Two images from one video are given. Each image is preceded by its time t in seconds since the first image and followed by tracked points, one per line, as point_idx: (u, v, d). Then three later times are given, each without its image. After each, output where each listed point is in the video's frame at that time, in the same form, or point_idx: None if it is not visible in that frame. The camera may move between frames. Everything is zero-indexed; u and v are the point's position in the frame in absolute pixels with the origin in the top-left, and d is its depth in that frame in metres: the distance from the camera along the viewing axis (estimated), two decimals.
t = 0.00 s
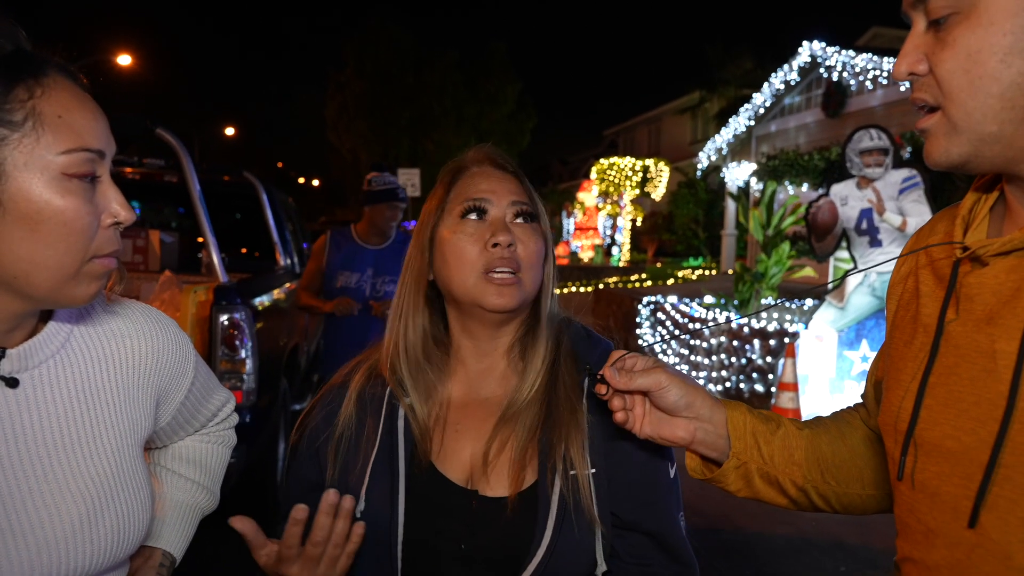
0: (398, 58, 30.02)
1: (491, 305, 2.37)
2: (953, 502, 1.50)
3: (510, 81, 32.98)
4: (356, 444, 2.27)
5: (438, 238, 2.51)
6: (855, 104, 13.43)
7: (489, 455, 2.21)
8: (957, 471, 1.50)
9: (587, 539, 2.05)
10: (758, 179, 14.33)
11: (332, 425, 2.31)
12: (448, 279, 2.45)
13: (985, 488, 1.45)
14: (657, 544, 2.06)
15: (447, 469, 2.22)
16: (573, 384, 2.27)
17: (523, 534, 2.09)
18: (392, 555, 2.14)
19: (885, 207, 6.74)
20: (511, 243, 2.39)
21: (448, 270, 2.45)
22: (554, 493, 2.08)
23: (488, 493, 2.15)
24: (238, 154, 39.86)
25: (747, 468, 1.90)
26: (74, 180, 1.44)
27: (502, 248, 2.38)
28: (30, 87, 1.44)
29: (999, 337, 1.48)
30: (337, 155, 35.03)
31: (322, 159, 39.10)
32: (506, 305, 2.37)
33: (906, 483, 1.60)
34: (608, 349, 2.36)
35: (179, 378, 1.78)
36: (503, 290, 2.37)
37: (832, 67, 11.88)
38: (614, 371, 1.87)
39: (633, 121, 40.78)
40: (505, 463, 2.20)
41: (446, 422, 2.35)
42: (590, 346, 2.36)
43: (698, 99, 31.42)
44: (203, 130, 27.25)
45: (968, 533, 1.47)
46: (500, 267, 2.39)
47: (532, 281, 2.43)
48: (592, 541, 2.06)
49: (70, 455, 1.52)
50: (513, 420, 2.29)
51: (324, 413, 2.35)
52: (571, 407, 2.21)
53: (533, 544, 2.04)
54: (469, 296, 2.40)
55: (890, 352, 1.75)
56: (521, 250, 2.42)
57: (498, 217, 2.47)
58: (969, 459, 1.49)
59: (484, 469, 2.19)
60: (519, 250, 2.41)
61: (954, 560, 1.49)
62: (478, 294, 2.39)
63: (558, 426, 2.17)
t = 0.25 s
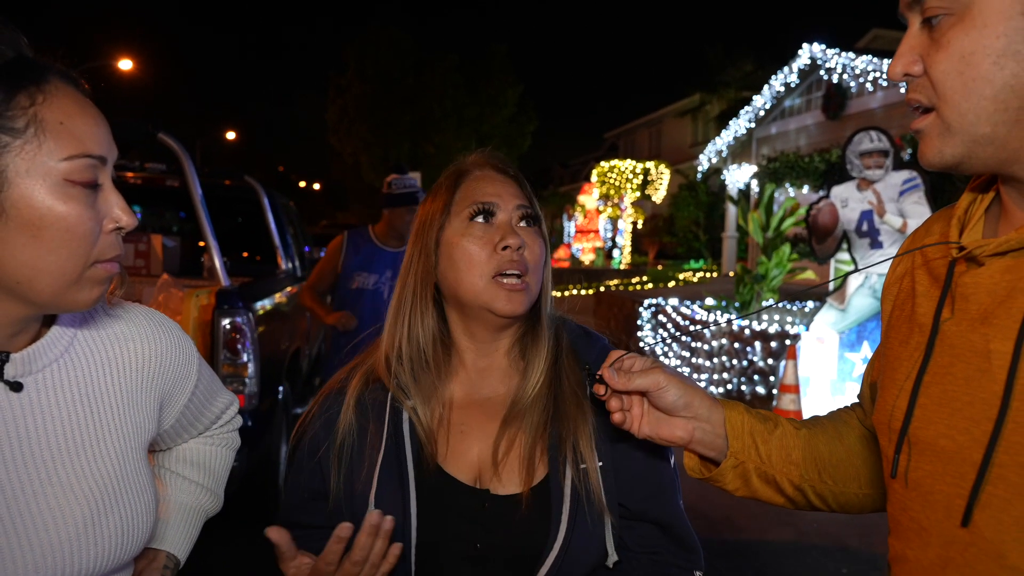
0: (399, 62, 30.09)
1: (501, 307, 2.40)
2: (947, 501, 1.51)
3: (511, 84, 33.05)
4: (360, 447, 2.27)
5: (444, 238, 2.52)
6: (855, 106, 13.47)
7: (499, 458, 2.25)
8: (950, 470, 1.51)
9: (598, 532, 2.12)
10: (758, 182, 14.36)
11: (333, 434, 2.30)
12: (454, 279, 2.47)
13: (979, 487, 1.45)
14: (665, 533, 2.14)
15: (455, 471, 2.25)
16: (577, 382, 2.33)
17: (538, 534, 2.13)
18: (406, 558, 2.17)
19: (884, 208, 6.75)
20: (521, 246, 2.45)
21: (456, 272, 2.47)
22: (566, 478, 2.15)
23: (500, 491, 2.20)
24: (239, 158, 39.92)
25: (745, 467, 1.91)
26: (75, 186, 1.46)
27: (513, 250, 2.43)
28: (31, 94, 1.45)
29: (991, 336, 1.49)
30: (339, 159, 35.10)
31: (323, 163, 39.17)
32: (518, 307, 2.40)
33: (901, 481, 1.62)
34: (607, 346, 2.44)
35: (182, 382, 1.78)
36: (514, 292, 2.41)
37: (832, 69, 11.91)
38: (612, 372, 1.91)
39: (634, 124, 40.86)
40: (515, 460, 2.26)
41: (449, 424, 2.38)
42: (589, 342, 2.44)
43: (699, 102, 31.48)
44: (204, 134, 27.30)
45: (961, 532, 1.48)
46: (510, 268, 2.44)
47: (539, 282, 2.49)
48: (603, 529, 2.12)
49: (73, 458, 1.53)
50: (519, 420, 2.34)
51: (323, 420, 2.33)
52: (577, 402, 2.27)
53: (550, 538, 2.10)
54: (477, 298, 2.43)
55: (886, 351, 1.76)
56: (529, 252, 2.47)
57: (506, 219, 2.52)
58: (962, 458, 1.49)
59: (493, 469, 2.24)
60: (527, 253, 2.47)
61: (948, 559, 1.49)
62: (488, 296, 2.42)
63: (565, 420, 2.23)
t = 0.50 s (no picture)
0: (400, 65, 30.12)
1: (504, 308, 2.42)
2: (946, 499, 1.51)
3: (512, 86, 33.07)
4: (363, 451, 2.28)
5: (444, 240, 2.53)
6: (856, 106, 13.48)
7: (505, 458, 2.28)
8: (949, 467, 1.52)
9: (606, 525, 2.17)
10: (759, 182, 14.37)
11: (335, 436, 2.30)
12: (456, 282, 2.48)
13: (978, 484, 1.46)
14: (668, 526, 2.20)
15: (461, 472, 2.27)
16: (577, 376, 2.45)
17: (550, 533, 2.17)
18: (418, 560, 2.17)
19: (885, 208, 6.77)
20: (521, 249, 2.47)
21: (458, 274, 2.47)
22: (575, 476, 2.20)
23: (510, 491, 2.22)
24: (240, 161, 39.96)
25: (742, 464, 1.92)
26: (82, 191, 1.47)
27: (514, 252, 2.46)
28: (39, 99, 1.46)
29: (989, 332, 1.50)
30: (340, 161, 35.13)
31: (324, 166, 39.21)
32: (520, 307, 2.43)
33: (900, 478, 1.63)
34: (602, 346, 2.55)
35: (187, 385, 1.80)
36: (517, 292, 2.43)
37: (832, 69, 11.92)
38: (609, 370, 1.90)
39: (634, 125, 40.88)
40: (521, 459, 2.30)
41: (452, 426, 2.39)
42: (585, 342, 2.55)
43: (700, 103, 31.48)
44: (206, 137, 27.34)
45: (959, 528, 1.49)
46: (514, 270, 2.46)
47: (537, 283, 2.54)
48: (609, 524, 2.18)
49: (79, 461, 1.54)
50: (522, 419, 2.38)
51: (324, 421, 2.34)
52: (580, 404, 2.35)
53: (562, 537, 2.13)
54: (480, 300, 2.44)
55: (884, 349, 1.77)
56: (529, 254, 2.51)
57: (506, 222, 2.55)
58: (961, 455, 1.50)
59: (500, 469, 2.27)
60: (528, 255, 2.50)
61: (946, 557, 1.50)
62: (491, 296, 2.43)
63: (569, 418, 2.30)
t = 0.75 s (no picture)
0: (398, 67, 30.14)
1: (507, 306, 2.43)
2: (940, 494, 1.52)
3: (509, 87, 33.09)
4: (370, 451, 2.30)
5: (443, 244, 2.53)
6: (853, 106, 13.51)
7: (511, 457, 2.30)
8: (946, 463, 1.52)
9: (610, 521, 2.21)
10: (757, 183, 14.38)
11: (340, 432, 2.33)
12: (457, 283, 2.49)
13: (972, 479, 1.46)
14: (667, 521, 2.26)
15: (465, 472, 2.28)
16: (577, 373, 2.49)
17: (557, 531, 2.19)
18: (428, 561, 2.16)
19: (884, 208, 6.81)
20: (521, 247, 2.50)
21: (460, 274, 2.48)
22: (580, 473, 2.23)
23: (517, 490, 2.24)
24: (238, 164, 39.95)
25: (737, 458, 1.93)
26: (89, 194, 1.47)
27: (515, 251, 2.48)
28: (46, 102, 1.47)
29: (985, 326, 1.51)
30: (338, 164, 35.14)
31: (322, 169, 39.21)
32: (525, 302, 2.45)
33: (895, 472, 1.64)
34: (602, 345, 2.58)
35: (190, 388, 1.80)
36: (520, 288, 2.45)
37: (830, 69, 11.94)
38: (604, 365, 1.93)
39: (632, 126, 40.91)
40: (527, 458, 2.32)
41: (457, 428, 2.41)
42: (584, 341, 2.58)
43: (697, 104, 31.51)
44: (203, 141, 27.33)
45: (953, 523, 1.49)
46: (516, 267, 2.48)
47: (536, 281, 2.57)
48: (614, 518, 2.23)
49: (83, 464, 1.55)
50: (525, 418, 2.40)
51: (330, 418, 2.37)
52: (581, 396, 2.40)
53: (570, 532, 2.17)
54: (481, 300, 2.45)
55: (883, 345, 1.78)
56: (528, 253, 2.53)
57: (503, 221, 2.56)
58: (957, 450, 1.51)
59: (506, 468, 2.28)
60: (526, 254, 2.52)
61: (940, 551, 1.51)
62: (495, 293, 2.44)
63: (572, 414, 2.34)
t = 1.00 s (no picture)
0: (395, 70, 30.15)
1: (502, 306, 2.45)
2: (939, 494, 1.53)
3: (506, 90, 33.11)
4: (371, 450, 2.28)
5: (436, 251, 2.55)
6: (850, 107, 13.55)
7: (511, 455, 2.30)
8: (945, 464, 1.53)
9: (610, 520, 2.23)
10: (754, 184, 14.41)
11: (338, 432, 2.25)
12: (452, 285, 2.50)
13: (969, 478, 1.47)
14: (666, 520, 2.28)
15: (465, 467, 2.29)
16: (576, 374, 2.49)
17: (558, 529, 2.20)
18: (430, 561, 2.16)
19: (880, 208, 6.82)
20: (513, 249, 2.50)
21: (454, 282, 2.49)
22: (580, 471, 2.24)
23: (518, 487, 2.25)
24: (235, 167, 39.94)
25: (738, 455, 1.94)
26: (92, 198, 1.48)
27: (507, 253, 2.48)
28: (51, 107, 1.47)
29: (987, 323, 1.52)
30: (335, 167, 35.15)
31: (320, 172, 39.21)
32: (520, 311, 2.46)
33: (894, 472, 1.64)
34: (597, 344, 2.63)
35: (191, 391, 1.81)
36: (513, 294, 2.46)
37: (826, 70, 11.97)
38: (608, 362, 1.93)
39: (629, 127, 40.97)
40: (527, 455, 2.33)
41: (456, 426, 2.41)
42: (581, 340, 2.62)
43: (694, 105, 31.57)
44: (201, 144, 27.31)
45: (950, 522, 1.50)
46: (509, 271, 2.49)
47: (531, 282, 2.58)
48: (615, 514, 2.25)
49: (86, 467, 1.55)
50: (523, 417, 2.40)
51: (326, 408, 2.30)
52: (579, 394, 2.42)
53: (572, 530, 2.18)
54: (477, 301, 2.46)
55: (884, 344, 1.80)
56: (520, 253, 2.54)
57: (495, 223, 2.57)
58: (955, 450, 1.52)
59: (506, 466, 2.29)
60: (520, 254, 2.54)
61: (938, 550, 1.51)
62: (489, 301, 2.46)
63: (571, 411, 2.37)
